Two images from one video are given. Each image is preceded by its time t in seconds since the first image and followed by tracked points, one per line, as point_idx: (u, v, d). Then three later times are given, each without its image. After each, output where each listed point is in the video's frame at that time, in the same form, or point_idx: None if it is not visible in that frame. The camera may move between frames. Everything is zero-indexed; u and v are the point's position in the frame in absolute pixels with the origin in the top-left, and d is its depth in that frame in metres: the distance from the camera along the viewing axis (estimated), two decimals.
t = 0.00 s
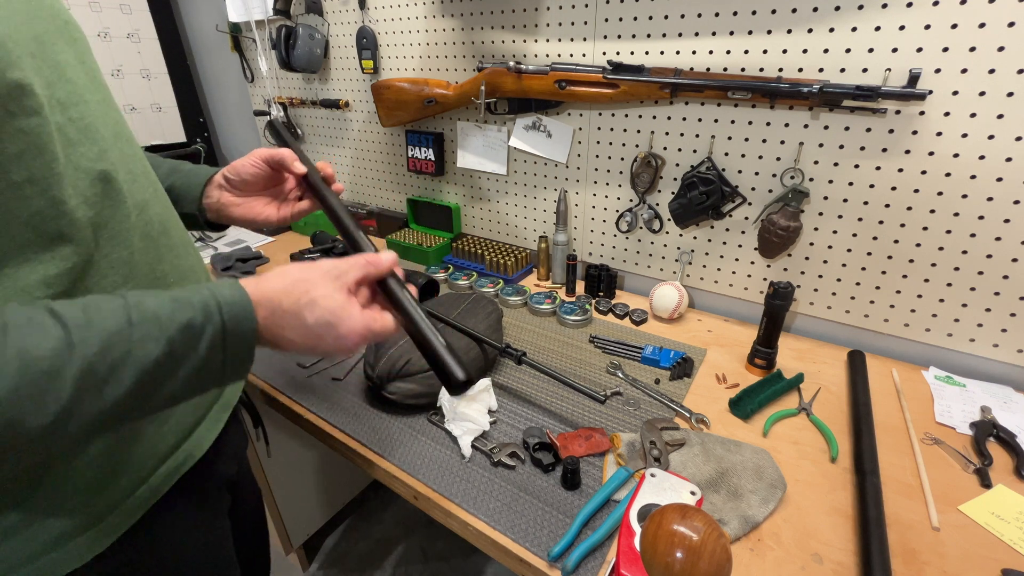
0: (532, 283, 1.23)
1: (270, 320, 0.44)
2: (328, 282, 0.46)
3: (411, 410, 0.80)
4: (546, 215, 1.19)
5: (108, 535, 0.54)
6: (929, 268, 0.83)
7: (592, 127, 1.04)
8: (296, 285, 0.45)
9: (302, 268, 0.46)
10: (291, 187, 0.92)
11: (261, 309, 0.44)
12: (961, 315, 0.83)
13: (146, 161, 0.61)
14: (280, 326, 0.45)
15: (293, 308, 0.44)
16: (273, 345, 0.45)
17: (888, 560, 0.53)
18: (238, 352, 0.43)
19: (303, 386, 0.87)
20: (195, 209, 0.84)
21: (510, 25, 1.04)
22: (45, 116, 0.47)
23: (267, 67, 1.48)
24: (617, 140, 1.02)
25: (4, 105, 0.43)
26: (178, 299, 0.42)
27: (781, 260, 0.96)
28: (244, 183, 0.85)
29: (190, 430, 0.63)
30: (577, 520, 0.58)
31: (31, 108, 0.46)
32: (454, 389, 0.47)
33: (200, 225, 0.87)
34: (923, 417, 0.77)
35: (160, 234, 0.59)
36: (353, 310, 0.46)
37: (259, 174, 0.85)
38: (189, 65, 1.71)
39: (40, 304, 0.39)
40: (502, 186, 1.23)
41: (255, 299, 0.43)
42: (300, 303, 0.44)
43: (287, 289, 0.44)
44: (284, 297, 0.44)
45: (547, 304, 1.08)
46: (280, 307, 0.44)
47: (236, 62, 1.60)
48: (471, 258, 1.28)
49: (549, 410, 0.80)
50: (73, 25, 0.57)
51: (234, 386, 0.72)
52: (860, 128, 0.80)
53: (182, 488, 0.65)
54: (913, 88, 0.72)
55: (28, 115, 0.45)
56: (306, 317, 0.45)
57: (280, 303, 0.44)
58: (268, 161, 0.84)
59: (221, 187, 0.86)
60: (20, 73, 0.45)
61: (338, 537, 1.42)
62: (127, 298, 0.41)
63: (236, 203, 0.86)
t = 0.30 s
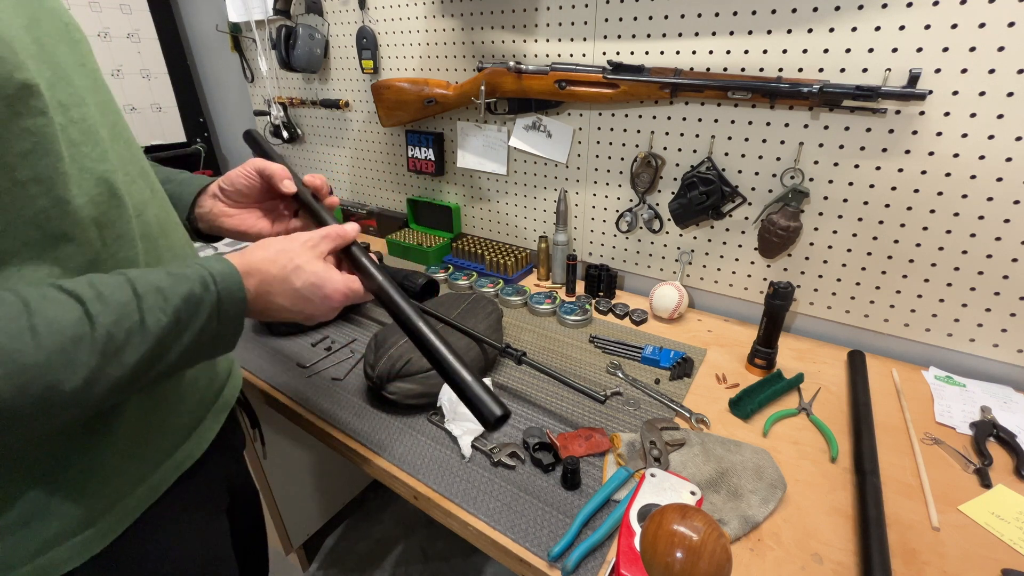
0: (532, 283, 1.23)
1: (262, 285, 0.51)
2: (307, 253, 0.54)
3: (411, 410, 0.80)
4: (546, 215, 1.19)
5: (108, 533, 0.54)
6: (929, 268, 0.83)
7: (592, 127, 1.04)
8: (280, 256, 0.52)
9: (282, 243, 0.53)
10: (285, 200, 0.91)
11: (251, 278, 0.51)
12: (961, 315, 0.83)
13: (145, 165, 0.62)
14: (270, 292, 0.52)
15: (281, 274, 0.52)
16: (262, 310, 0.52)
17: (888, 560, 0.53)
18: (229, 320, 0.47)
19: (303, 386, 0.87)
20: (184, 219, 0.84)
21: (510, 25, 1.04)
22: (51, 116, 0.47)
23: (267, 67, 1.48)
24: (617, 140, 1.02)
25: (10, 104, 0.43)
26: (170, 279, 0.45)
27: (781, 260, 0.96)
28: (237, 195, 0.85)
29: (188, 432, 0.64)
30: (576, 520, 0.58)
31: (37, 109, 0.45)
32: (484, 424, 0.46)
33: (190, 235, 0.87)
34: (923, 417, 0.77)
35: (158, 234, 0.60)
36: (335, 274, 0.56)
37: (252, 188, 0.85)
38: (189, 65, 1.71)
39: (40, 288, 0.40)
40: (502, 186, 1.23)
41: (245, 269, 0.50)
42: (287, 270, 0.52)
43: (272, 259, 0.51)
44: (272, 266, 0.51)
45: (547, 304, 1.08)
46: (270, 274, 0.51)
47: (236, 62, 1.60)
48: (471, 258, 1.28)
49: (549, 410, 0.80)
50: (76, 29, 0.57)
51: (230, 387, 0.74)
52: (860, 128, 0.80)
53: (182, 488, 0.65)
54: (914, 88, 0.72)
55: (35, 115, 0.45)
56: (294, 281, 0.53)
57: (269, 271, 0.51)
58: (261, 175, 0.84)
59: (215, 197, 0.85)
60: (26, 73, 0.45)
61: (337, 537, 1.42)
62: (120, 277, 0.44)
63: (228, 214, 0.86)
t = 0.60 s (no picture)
0: (532, 283, 1.23)
1: (278, 347, 0.45)
2: (335, 307, 0.47)
3: (411, 410, 0.80)
4: (546, 215, 1.19)
5: (106, 536, 0.55)
6: (929, 268, 0.83)
7: (592, 127, 1.04)
8: (302, 310, 0.46)
9: (310, 293, 0.47)
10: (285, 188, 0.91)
11: (266, 336, 0.45)
12: (961, 315, 0.83)
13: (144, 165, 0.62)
14: (289, 355, 0.46)
15: (303, 335, 0.45)
16: (282, 372, 0.47)
17: (888, 559, 0.53)
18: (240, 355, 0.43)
19: (303, 386, 0.87)
20: (188, 209, 0.84)
21: (509, 25, 1.04)
22: (50, 118, 0.47)
23: (267, 66, 1.48)
24: (617, 140, 1.02)
25: (9, 107, 0.44)
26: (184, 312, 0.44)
27: (781, 260, 0.96)
28: (238, 181, 0.85)
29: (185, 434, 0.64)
30: (577, 520, 0.58)
31: (36, 110, 0.46)
32: (423, 361, 0.46)
33: (195, 224, 0.88)
34: (923, 417, 0.77)
35: (158, 236, 0.60)
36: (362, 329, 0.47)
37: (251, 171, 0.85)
38: (189, 65, 1.71)
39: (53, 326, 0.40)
40: (502, 186, 1.23)
41: (259, 326, 0.44)
42: (309, 330, 0.46)
43: (294, 317, 0.45)
44: (291, 326, 0.45)
45: (547, 304, 1.08)
46: (291, 336, 0.45)
47: (236, 62, 1.60)
48: (471, 258, 1.28)
49: (549, 410, 0.80)
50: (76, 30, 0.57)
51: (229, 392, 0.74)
52: (860, 128, 0.80)
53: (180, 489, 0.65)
54: (913, 88, 0.72)
55: (34, 117, 0.45)
56: (316, 344, 0.46)
57: (290, 332, 0.45)
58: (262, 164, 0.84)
59: (217, 186, 0.85)
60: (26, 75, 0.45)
61: (337, 537, 1.42)
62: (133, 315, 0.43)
63: (230, 201, 0.86)
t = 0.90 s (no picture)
0: (532, 283, 1.23)
1: (241, 326, 0.47)
2: (291, 284, 0.49)
3: (411, 411, 0.80)
4: (546, 215, 1.19)
5: (102, 544, 0.54)
6: (929, 268, 0.83)
7: (592, 127, 1.04)
8: (260, 292, 0.47)
9: (261, 272, 0.48)
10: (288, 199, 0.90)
11: (229, 320, 0.46)
12: (961, 315, 0.83)
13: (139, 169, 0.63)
14: (251, 331, 0.48)
15: (264, 315, 0.48)
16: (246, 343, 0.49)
17: (888, 560, 0.53)
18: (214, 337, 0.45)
19: (303, 386, 0.87)
20: (185, 224, 0.84)
21: (509, 25, 1.04)
22: (35, 121, 0.47)
23: (267, 67, 1.48)
24: (618, 140, 1.02)
25: None
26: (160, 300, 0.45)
27: (781, 260, 0.96)
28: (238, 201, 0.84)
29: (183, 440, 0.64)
30: (577, 520, 0.58)
31: (19, 114, 0.46)
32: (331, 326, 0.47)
33: (191, 239, 0.87)
34: (923, 417, 0.77)
35: (152, 241, 0.60)
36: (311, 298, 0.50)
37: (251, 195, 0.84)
38: (189, 65, 1.71)
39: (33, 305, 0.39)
40: (502, 186, 1.23)
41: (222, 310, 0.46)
42: (270, 311, 0.48)
43: (251, 298, 0.47)
44: (252, 308, 0.47)
45: (547, 304, 1.08)
46: (251, 315, 0.47)
47: (236, 62, 1.60)
48: (471, 258, 1.28)
49: (549, 410, 0.80)
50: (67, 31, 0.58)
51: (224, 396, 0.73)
52: (860, 128, 0.80)
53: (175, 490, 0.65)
54: (913, 88, 0.72)
55: (19, 120, 0.45)
56: (278, 320, 0.49)
57: (249, 312, 0.47)
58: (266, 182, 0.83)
59: (216, 203, 0.85)
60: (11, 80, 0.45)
61: (338, 537, 1.42)
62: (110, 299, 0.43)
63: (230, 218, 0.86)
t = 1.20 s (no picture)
0: (533, 283, 1.23)
1: (232, 329, 0.47)
2: (280, 282, 0.48)
3: (411, 411, 0.80)
4: (546, 215, 1.19)
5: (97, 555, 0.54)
6: (929, 268, 0.83)
7: (592, 127, 1.04)
8: (249, 293, 0.47)
9: (249, 271, 0.47)
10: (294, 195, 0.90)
11: (220, 322, 0.46)
12: (961, 315, 0.83)
13: (139, 174, 0.63)
14: (244, 334, 0.48)
15: (256, 317, 0.48)
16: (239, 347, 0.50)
17: (888, 560, 0.53)
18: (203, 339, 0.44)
19: (303, 386, 0.87)
20: (188, 221, 0.84)
21: (509, 25, 1.04)
22: (31, 122, 0.47)
23: (267, 67, 1.48)
24: (617, 140, 1.02)
25: None
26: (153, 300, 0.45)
27: (781, 260, 0.96)
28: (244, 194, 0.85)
29: (182, 445, 0.64)
30: (577, 520, 0.59)
31: (14, 115, 0.45)
32: (315, 333, 0.46)
33: (195, 236, 0.88)
34: (923, 417, 0.77)
35: (152, 243, 0.60)
36: (300, 293, 0.50)
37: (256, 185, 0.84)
38: (189, 65, 1.71)
39: (12, 311, 0.39)
40: (503, 186, 1.23)
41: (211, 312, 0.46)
42: (262, 311, 0.48)
43: (240, 301, 0.47)
44: (242, 310, 0.47)
45: (547, 304, 1.08)
46: (241, 318, 0.47)
47: (236, 62, 1.60)
48: (471, 258, 1.28)
49: (549, 410, 0.80)
50: (65, 33, 0.58)
51: (223, 399, 0.74)
52: (860, 128, 0.80)
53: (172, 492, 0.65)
54: (913, 88, 0.72)
55: (13, 122, 0.45)
56: (271, 322, 0.48)
57: (239, 315, 0.47)
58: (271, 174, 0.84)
59: (218, 199, 0.85)
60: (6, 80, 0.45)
61: (338, 537, 1.42)
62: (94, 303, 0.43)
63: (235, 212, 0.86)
